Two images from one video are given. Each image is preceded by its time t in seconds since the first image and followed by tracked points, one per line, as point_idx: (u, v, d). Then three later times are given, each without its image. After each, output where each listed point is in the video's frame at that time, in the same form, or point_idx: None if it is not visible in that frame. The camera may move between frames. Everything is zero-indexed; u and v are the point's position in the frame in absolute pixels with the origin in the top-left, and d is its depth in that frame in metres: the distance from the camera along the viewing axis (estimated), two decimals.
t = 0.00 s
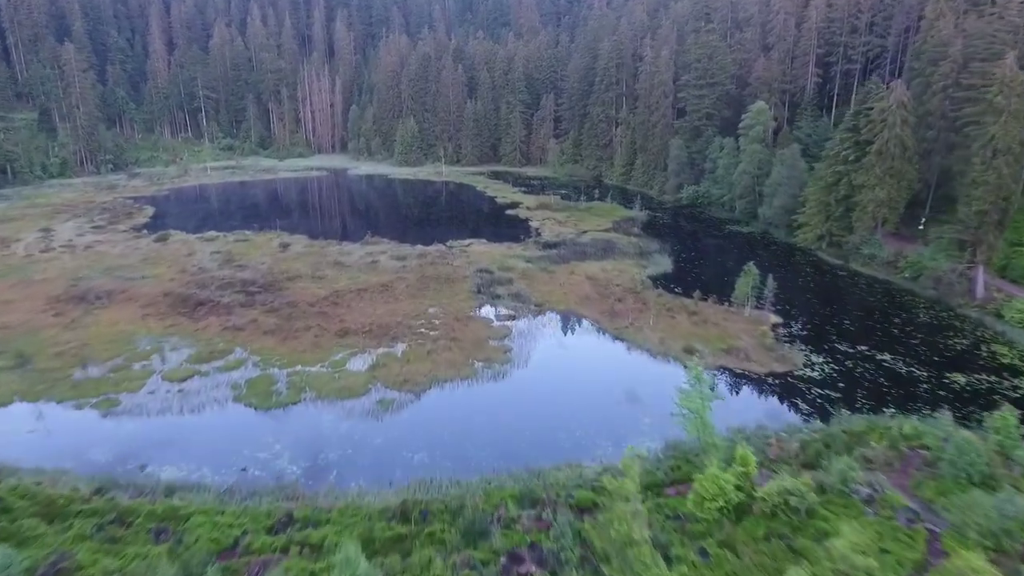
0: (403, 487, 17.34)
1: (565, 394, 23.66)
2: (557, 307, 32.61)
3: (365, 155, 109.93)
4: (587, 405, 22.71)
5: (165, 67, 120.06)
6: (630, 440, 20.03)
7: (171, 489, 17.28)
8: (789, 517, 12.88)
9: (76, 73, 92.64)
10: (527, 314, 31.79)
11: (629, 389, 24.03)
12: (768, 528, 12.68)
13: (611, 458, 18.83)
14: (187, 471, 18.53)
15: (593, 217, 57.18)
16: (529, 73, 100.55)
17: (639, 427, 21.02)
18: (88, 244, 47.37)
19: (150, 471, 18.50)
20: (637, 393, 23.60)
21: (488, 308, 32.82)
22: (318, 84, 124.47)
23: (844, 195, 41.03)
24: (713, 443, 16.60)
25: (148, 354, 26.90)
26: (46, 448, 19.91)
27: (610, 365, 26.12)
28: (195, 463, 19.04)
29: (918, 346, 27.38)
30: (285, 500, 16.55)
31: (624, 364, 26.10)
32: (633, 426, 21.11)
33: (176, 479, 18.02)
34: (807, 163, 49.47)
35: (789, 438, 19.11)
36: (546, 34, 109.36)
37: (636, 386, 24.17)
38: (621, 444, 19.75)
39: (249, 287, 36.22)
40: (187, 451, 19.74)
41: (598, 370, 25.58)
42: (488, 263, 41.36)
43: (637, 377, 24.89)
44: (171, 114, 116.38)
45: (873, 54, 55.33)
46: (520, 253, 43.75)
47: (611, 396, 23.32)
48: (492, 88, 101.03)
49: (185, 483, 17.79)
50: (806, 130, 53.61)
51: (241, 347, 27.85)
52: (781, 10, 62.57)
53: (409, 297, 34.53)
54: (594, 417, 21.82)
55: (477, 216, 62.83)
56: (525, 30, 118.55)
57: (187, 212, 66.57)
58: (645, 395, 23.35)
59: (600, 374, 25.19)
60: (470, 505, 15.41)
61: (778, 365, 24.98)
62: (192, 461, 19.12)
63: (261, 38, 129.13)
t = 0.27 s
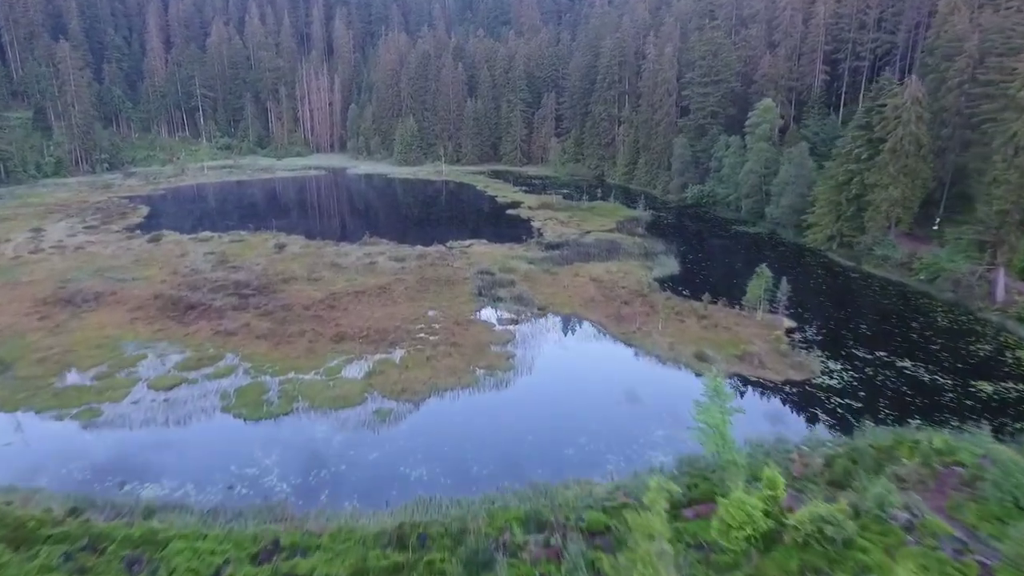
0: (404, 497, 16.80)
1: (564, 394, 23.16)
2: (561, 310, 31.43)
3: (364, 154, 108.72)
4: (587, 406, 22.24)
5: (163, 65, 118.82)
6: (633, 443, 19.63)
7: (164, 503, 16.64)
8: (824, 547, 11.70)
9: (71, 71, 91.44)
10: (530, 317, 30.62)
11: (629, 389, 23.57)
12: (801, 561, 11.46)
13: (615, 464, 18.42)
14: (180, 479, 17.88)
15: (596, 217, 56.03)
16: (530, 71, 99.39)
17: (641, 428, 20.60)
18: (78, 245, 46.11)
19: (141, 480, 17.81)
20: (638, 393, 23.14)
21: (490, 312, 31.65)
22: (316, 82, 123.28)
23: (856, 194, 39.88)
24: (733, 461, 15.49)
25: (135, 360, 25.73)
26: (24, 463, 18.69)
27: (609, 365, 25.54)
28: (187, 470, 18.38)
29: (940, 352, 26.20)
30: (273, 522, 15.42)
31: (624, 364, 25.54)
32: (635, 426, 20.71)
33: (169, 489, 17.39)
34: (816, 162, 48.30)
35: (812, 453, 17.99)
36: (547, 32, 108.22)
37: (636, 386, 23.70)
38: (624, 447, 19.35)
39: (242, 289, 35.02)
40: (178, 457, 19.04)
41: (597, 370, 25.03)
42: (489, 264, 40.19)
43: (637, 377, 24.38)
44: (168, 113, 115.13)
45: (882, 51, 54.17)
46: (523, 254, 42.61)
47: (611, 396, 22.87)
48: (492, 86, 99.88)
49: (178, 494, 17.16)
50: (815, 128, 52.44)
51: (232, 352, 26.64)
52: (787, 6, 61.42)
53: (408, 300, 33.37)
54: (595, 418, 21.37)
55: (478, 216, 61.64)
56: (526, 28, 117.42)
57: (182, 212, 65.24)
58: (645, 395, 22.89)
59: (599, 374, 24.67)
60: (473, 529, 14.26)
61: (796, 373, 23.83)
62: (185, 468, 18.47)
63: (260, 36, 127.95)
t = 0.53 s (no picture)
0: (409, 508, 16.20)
1: (563, 394, 22.62)
2: (568, 318, 30.05)
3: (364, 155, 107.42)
4: (587, 407, 21.75)
5: (161, 66, 117.72)
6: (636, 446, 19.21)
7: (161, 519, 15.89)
8: None
9: (68, 71, 90.31)
10: (536, 325, 29.21)
11: (628, 389, 23.10)
12: None
13: (620, 468, 18.03)
14: (176, 491, 17.15)
15: (601, 219, 54.72)
16: (533, 71, 98.14)
17: (643, 429, 20.20)
18: (69, 247, 44.82)
19: (134, 493, 17.01)
20: (637, 394, 22.67)
21: (493, 318, 30.25)
22: (317, 83, 122.09)
23: (873, 196, 38.50)
24: (765, 488, 13.94)
25: (118, 371, 24.37)
26: None
27: (608, 366, 24.88)
28: (182, 480, 17.62)
29: (971, 362, 24.77)
30: (257, 554, 13.96)
31: (624, 366, 24.86)
32: (636, 428, 20.29)
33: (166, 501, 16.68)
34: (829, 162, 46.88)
35: (846, 477, 16.56)
36: (550, 31, 106.97)
37: (635, 387, 23.20)
38: (628, 450, 18.93)
39: (236, 295, 33.67)
40: (171, 466, 18.26)
41: (596, 370, 24.44)
42: (492, 268, 38.78)
43: (637, 379, 23.82)
44: (167, 114, 114.02)
45: (895, 49, 52.83)
46: (527, 257, 41.28)
47: (610, 397, 22.39)
48: (494, 87, 98.68)
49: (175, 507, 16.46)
50: (826, 128, 51.07)
51: (223, 362, 25.28)
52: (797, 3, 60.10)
53: (407, 306, 31.96)
54: (596, 419, 20.90)
55: (480, 218, 60.30)
56: (528, 28, 116.21)
57: (178, 214, 63.85)
58: (646, 396, 22.41)
59: (598, 374, 24.12)
60: (476, 567, 12.75)
61: (822, 386, 22.39)
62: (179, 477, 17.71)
63: (260, 36, 126.83)
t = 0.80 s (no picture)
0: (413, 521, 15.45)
1: (569, 397, 21.90)
2: (577, 325, 28.68)
3: (367, 157, 106.10)
4: (591, 411, 21.01)
5: (163, 67, 116.72)
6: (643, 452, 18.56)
7: (153, 535, 15.05)
8: None
9: (66, 71, 89.23)
10: (543, 333, 27.83)
11: (632, 392, 22.41)
12: None
13: (628, 475, 17.38)
14: (168, 502, 16.32)
15: (608, 222, 53.33)
16: (537, 72, 96.90)
17: (649, 435, 19.53)
18: (62, 250, 43.55)
19: (122, 508, 16.07)
20: (641, 398, 21.97)
21: (499, 325, 28.89)
22: (319, 84, 120.99)
23: (893, 198, 37.05)
24: (804, 521, 12.15)
25: (102, 382, 23.02)
26: None
27: (615, 372, 23.83)
28: (173, 492, 16.72)
29: (1006, 374, 23.32)
30: None
31: (632, 373, 23.72)
32: (641, 433, 19.63)
33: (158, 514, 15.86)
34: (844, 163, 45.44)
35: (885, 505, 15.05)
36: (555, 32, 105.78)
37: (639, 390, 22.50)
38: (635, 457, 18.30)
39: (231, 300, 32.36)
40: (162, 478, 17.35)
41: (602, 373, 23.66)
42: (497, 273, 37.43)
43: (641, 382, 23.06)
44: (168, 116, 112.98)
45: (910, 47, 51.42)
46: (533, 261, 39.91)
47: (614, 400, 21.72)
48: (498, 88, 97.50)
49: (168, 520, 15.63)
50: (840, 128, 49.66)
51: (213, 372, 23.90)
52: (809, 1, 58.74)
53: (409, 312, 30.62)
54: (600, 424, 20.19)
55: (484, 220, 58.99)
56: (532, 28, 115.03)
57: (176, 216, 62.58)
58: (653, 400, 21.66)
59: (604, 377, 23.38)
60: None
61: (851, 401, 20.97)
62: (170, 489, 16.81)
63: (262, 37, 125.79)
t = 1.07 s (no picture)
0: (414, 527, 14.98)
1: (572, 397, 21.51)
2: (585, 332, 27.46)
3: (369, 159, 104.97)
4: (594, 413, 20.52)
5: (163, 68, 115.80)
6: (648, 456, 18.09)
7: (152, 536, 14.71)
8: None
9: (66, 72, 88.38)
10: (550, 341, 26.59)
11: (637, 394, 21.91)
12: None
13: (632, 480, 16.94)
14: (167, 503, 15.96)
15: (615, 224, 52.15)
16: (541, 72, 95.85)
17: (650, 436, 19.07)
18: (54, 253, 42.40)
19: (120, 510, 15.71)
20: (646, 399, 21.48)
21: (504, 332, 27.66)
22: (320, 85, 120.06)
23: (911, 200, 35.81)
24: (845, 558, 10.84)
25: (87, 392, 21.87)
26: None
27: (625, 380, 22.88)
28: (170, 496, 16.23)
29: None
30: None
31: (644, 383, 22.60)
32: (645, 434, 19.16)
33: (157, 514, 15.51)
34: (859, 164, 44.22)
35: (926, 533, 13.69)
36: (559, 32, 104.71)
37: (644, 391, 22.00)
38: (639, 460, 17.83)
39: (226, 305, 31.18)
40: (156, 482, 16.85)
41: (607, 376, 23.17)
42: (501, 277, 36.22)
43: (649, 386, 22.41)
44: (169, 117, 112.15)
45: (924, 45, 50.18)
46: (538, 264, 38.74)
47: (618, 401, 21.25)
48: (501, 89, 96.51)
49: (168, 520, 15.32)
50: (854, 128, 48.38)
51: (204, 382, 22.70)
52: None
53: (410, 318, 29.40)
54: (603, 425, 19.70)
55: (486, 223, 57.86)
56: (535, 29, 113.95)
57: (175, 218, 61.46)
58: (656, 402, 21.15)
59: (610, 379, 22.91)
60: None
61: (878, 416, 19.70)
62: (174, 493, 16.37)
63: (263, 38, 124.93)
